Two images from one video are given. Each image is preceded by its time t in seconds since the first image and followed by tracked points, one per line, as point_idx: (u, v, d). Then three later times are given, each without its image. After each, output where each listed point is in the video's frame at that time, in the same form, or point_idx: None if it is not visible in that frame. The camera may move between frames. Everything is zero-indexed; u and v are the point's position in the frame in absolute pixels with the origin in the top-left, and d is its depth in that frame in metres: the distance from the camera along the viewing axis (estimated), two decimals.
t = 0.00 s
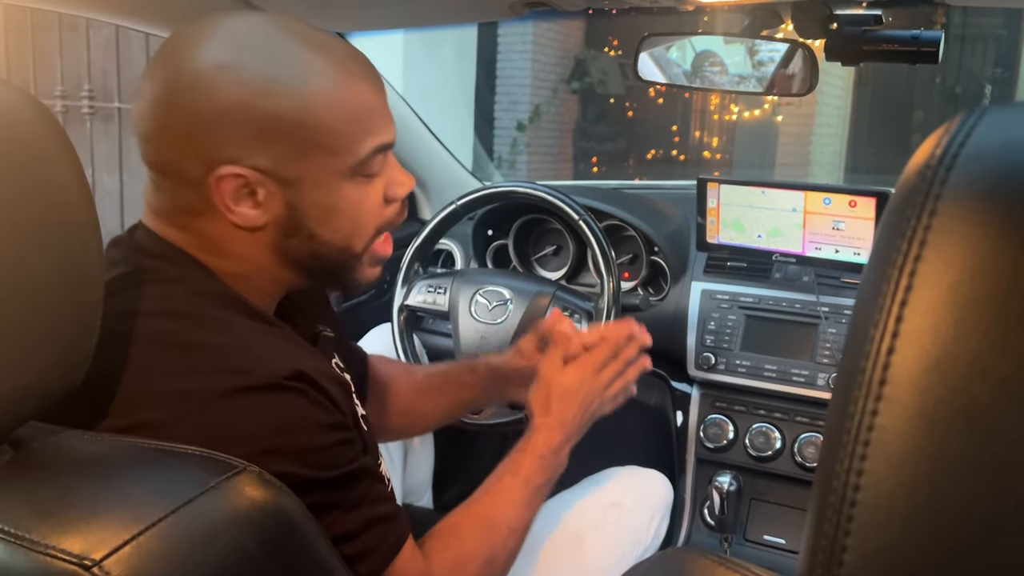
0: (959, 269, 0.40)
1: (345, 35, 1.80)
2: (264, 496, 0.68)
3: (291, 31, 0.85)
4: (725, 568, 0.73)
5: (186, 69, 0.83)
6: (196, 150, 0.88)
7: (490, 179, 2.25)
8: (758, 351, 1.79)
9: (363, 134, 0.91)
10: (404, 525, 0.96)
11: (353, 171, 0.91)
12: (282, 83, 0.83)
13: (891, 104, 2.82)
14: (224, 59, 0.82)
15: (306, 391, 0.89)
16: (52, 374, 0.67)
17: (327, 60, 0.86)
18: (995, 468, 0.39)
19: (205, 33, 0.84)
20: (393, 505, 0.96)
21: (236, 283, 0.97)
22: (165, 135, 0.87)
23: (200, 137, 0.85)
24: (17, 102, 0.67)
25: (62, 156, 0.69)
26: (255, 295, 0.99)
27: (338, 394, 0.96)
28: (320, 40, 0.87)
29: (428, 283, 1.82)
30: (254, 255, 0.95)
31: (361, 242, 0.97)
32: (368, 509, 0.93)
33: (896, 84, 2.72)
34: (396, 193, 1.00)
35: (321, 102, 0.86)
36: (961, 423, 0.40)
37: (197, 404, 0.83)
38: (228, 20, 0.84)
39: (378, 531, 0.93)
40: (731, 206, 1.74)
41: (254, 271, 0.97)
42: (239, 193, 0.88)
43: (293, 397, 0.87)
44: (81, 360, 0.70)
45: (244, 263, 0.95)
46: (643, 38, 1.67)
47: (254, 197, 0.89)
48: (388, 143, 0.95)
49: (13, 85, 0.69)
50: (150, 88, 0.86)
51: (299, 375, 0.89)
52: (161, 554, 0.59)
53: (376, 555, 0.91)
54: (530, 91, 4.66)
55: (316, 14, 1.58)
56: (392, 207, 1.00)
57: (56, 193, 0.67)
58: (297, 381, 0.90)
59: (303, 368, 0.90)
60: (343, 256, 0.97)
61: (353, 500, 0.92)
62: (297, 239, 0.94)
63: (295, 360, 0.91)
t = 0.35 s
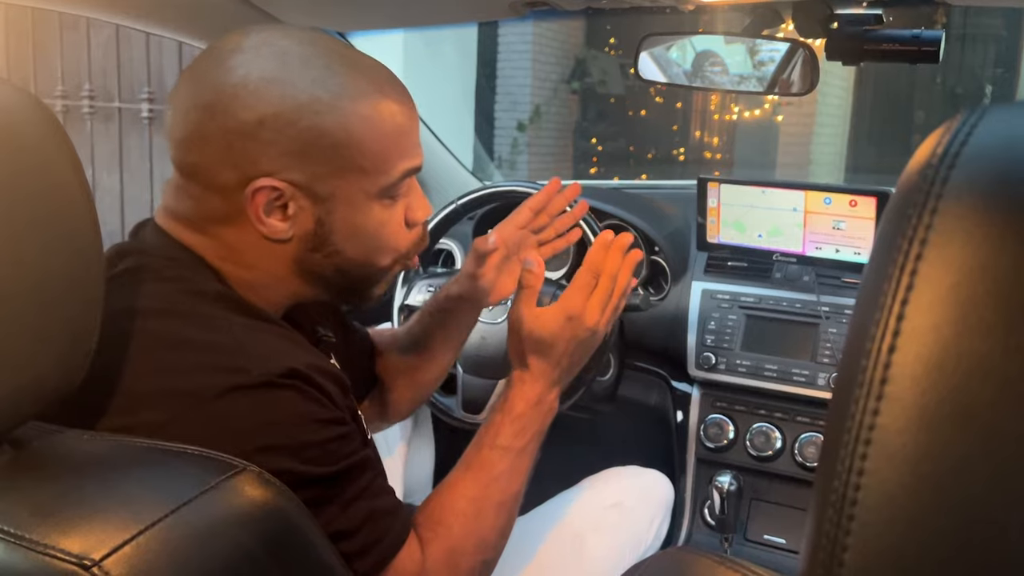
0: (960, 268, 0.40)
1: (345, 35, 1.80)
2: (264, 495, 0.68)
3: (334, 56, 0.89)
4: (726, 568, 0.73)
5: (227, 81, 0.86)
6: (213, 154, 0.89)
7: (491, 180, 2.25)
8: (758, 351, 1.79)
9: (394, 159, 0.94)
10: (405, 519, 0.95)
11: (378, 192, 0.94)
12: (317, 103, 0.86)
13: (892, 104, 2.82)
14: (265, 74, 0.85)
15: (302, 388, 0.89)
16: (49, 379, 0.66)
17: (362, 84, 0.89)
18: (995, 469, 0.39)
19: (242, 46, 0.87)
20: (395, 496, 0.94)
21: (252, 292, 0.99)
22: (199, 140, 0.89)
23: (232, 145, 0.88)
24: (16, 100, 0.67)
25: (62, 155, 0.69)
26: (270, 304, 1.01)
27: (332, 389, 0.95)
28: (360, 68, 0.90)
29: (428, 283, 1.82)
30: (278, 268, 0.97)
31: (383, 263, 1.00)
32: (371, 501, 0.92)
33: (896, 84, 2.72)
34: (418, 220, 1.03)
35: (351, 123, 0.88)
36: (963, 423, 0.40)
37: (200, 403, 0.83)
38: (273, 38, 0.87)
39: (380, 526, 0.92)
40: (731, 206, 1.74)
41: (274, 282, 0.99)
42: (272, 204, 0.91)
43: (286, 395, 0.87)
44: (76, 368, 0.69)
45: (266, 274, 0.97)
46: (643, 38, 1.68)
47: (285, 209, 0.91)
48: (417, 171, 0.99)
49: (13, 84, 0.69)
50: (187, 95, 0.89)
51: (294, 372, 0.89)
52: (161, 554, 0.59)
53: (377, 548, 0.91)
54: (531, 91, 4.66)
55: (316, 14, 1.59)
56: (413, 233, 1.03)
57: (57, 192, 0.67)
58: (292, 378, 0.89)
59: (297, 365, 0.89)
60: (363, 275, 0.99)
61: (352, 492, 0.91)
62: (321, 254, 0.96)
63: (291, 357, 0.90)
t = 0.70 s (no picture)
0: (959, 268, 0.40)
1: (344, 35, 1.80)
2: (265, 494, 0.68)
3: (333, 47, 0.90)
4: (726, 568, 0.73)
5: (230, 66, 0.87)
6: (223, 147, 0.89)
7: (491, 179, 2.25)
8: (758, 351, 1.79)
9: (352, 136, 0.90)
10: (405, 527, 0.96)
11: (331, 169, 0.90)
12: (311, 88, 0.87)
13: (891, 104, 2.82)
14: (265, 58, 0.87)
15: (315, 394, 0.90)
16: (48, 377, 0.66)
17: (355, 72, 0.90)
18: (992, 469, 0.40)
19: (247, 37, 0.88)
20: (394, 508, 0.95)
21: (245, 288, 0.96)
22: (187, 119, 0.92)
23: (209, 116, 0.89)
24: (16, 101, 0.67)
25: (62, 156, 0.69)
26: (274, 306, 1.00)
27: (345, 397, 0.97)
28: (357, 59, 0.91)
29: (429, 283, 1.83)
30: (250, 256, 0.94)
31: (344, 257, 0.94)
32: (371, 509, 0.93)
33: (895, 84, 2.72)
34: (397, 220, 0.97)
35: (339, 110, 0.88)
36: (961, 423, 0.40)
37: (205, 405, 0.83)
38: (277, 27, 0.90)
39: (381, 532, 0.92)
40: (731, 205, 1.74)
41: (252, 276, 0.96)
42: (223, 169, 0.89)
43: (300, 400, 0.88)
44: (75, 365, 0.69)
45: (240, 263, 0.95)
46: (643, 39, 1.68)
47: (237, 177, 0.90)
48: (387, 161, 0.94)
49: (14, 85, 0.69)
50: (195, 83, 0.91)
51: (308, 378, 0.90)
52: (162, 554, 0.59)
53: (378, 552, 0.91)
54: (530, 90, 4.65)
55: (316, 14, 1.58)
56: (392, 234, 0.97)
57: (57, 193, 0.67)
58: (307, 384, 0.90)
59: (312, 371, 0.91)
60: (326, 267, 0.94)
61: (355, 503, 0.91)
62: (274, 233, 0.92)
63: (306, 364, 0.91)
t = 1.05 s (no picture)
0: (958, 267, 0.40)
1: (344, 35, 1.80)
2: (264, 494, 0.68)
3: (286, 26, 0.95)
4: (725, 567, 0.72)
5: (192, 48, 0.92)
6: (210, 135, 0.92)
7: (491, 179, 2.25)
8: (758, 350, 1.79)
9: (286, 98, 0.93)
10: (405, 522, 0.96)
11: (266, 134, 0.92)
12: (267, 62, 0.92)
13: (891, 104, 2.82)
14: (223, 38, 0.92)
15: (305, 389, 0.90)
16: (47, 378, 0.66)
17: (308, 46, 0.95)
18: (992, 470, 0.40)
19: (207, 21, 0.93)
20: (395, 504, 0.96)
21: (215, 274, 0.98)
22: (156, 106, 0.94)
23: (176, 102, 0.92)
24: (15, 101, 0.67)
25: (62, 155, 0.69)
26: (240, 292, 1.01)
27: (337, 393, 0.97)
28: (308, 35, 0.96)
29: (429, 282, 1.83)
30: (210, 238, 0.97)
31: (292, 226, 0.95)
32: (371, 508, 0.93)
33: (895, 84, 2.72)
34: (344, 186, 0.98)
35: (287, 78, 0.93)
36: (961, 424, 0.40)
37: (203, 402, 0.83)
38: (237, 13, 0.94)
39: (381, 528, 0.93)
40: (731, 205, 1.74)
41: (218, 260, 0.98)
42: (175, 148, 0.93)
43: (290, 395, 0.88)
44: (74, 366, 0.69)
45: (206, 248, 0.97)
46: (643, 38, 1.67)
47: (184, 151, 0.93)
48: (326, 125, 0.96)
49: (14, 85, 0.69)
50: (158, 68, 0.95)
51: (296, 372, 0.90)
52: (161, 554, 0.59)
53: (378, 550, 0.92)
54: (530, 90, 4.65)
55: (315, 14, 1.58)
56: (341, 201, 0.98)
57: (57, 194, 0.67)
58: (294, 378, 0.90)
59: (300, 365, 0.91)
60: (276, 236, 0.95)
61: (354, 499, 0.92)
62: (222, 206, 0.94)
63: (293, 358, 0.92)
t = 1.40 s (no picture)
0: (957, 266, 0.40)
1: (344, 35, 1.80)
2: (264, 494, 0.68)
3: (310, 37, 0.95)
4: (726, 567, 0.72)
5: (216, 58, 0.92)
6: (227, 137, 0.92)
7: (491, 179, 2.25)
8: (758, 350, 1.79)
9: (320, 121, 0.93)
10: (404, 527, 0.98)
11: (299, 152, 0.93)
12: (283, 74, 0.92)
13: (892, 104, 2.82)
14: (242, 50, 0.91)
15: (308, 391, 0.90)
16: (48, 377, 0.66)
17: (335, 63, 0.95)
18: (991, 470, 0.40)
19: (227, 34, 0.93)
20: (394, 508, 0.97)
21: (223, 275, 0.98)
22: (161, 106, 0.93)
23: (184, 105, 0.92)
24: (15, 100, 0.67)
25: (62, 155, 0.69)
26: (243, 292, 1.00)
27: (341, 397, 0.97)
28: (341, 53, 0.96)
29: (429, 282, 1.82)
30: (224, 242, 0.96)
31: (307, 244, 0.96)
32: (374, 512, 0.94)
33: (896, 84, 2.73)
34: (368, 210, 1.00)
35: (323, 100, 0.93)
36: (960, 422, 0.40)
37: (206, 404, 0.83)
38: (256, 19, 0.94)
39: (380, 531, 0.94)
40: (731, 204, 1.74)
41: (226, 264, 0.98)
42: (199, 152, 0.93)
43: (294, 398, 0.88)
44: (74, 366, 0.69)
45: (214, 247, 0.97)
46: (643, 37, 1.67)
47: (210, 158, 0.93)
48: (357, 149, 0.97)
49: (14, 85, 0.69)
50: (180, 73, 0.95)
51: (301, 375, 0.90)
52: (162, 553, 0.59)
53: (377, 554, 0.93)
54: (530, 90, 4.64)
55: (315, 14, 1.59)
56: (361, 221, 1.00)
57: (59, 195, 0.67)
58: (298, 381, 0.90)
59: (306, 370, 0.91)
60: (293, 254, 0.96)
61: (354, 501, 0.93)
62: (242, 216, 0.94)
63: (295, 360, 0.92)
